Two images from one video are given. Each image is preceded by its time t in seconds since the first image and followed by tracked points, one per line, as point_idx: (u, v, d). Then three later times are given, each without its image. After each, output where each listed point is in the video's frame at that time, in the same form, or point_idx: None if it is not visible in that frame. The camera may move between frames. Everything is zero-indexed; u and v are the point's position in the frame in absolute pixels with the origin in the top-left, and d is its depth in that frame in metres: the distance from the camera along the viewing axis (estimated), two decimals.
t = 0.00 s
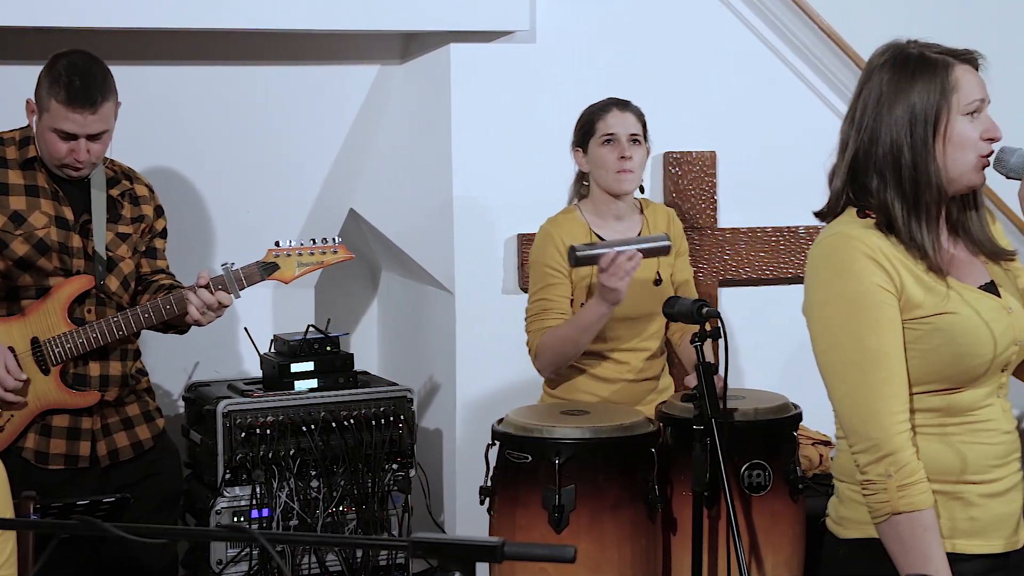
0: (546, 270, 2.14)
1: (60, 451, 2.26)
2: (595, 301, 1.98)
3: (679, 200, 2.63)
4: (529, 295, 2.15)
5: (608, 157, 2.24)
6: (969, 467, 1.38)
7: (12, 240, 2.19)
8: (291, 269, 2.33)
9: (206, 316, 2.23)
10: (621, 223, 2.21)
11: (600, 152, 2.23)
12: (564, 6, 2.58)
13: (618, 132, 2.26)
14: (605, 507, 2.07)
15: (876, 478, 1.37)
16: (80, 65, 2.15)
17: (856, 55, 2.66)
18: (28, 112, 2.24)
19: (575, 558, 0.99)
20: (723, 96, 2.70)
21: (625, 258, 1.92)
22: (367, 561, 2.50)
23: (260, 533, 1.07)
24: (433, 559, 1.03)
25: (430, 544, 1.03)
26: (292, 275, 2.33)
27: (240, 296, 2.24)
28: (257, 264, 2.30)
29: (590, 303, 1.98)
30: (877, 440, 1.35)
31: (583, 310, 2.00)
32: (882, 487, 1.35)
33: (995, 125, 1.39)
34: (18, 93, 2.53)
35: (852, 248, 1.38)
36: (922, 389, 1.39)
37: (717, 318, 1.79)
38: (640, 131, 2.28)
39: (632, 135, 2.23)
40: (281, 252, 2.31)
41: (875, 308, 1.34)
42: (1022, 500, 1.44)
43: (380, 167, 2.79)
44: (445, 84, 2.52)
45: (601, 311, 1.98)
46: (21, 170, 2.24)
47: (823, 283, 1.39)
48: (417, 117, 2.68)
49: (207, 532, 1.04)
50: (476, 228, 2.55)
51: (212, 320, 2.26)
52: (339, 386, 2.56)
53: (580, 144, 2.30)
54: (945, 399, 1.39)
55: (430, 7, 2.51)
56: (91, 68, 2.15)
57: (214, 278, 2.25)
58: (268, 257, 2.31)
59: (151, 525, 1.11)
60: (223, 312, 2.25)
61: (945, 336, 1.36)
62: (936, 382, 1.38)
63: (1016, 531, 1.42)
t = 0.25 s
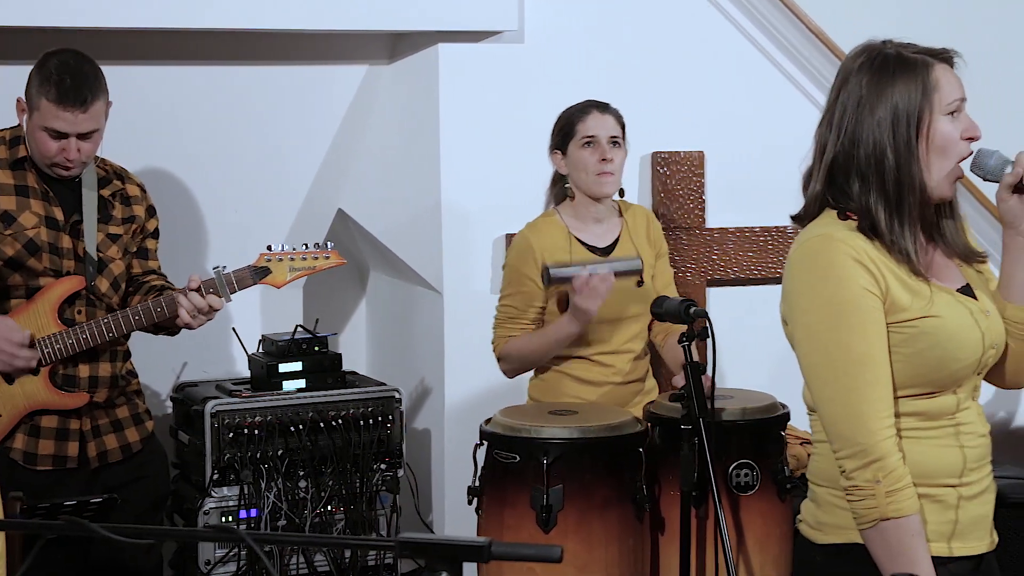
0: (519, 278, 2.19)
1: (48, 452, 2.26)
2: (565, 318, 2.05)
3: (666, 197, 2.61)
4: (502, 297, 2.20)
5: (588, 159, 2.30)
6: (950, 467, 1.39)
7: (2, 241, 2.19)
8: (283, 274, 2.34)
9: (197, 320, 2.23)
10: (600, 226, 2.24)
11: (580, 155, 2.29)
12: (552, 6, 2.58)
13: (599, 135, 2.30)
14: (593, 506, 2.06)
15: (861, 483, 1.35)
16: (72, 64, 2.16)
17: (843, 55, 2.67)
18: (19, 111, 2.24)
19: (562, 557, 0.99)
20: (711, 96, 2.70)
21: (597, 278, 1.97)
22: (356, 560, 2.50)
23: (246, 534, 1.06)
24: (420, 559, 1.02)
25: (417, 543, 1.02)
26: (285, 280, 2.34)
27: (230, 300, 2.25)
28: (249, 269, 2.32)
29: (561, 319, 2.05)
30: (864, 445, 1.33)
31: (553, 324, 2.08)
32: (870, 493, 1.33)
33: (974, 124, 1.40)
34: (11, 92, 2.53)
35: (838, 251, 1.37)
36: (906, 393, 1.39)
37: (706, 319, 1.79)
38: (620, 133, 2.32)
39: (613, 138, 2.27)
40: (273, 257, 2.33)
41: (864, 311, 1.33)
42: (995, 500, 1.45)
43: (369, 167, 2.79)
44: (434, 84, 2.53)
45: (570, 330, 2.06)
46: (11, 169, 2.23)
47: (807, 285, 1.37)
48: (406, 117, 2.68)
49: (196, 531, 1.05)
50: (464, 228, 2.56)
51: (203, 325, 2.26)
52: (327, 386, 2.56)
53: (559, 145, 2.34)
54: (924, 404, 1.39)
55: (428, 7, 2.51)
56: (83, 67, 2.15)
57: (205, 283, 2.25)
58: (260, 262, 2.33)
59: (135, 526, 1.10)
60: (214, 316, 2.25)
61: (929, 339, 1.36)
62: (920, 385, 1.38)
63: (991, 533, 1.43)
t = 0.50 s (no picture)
0: (501, 284, 2.18)
1: (40, 454, 2.25)
2: (544, 308, 2.05)
3: (655, 199, 2.62)
4: (483, 306, 2.20)
5: (569, 162, 2.28)
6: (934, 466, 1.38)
7: None
8: (278, 282, 2.34)
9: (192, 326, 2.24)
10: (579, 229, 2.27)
11: (560, 158, 2.27)
12: (541, 6, 2.58)
13: (580, 138, 2.28)
14: (581, 506, 2.05)
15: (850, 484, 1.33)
16: (68, 66, 2.16)
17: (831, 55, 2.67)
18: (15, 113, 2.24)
19: (548, 557, 0.99)
20: (700, 96, 2.71)
21: (571, 257, 1.97)
22: (344, 561, 2.50)
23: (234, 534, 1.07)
24: (406, 559, 1.03)
25: (403, 543, 1.02)
26: (280, 288, 2.34)
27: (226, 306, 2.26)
28: (243, 275, 2.31)
29: (540, 309, 2.05)
30: (858, 446, 1.31)
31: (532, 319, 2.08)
32: (863, 495, 1.32)
33: (958, 121, 1.41)
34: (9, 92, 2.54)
35: (829, 249, 1.35)
36: (895, 390, 1.37)
37: (693, 320, 1.78)
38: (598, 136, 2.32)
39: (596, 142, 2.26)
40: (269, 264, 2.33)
41: (856, 309, 1.31)
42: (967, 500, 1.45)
43: (358, 168, 2.79)
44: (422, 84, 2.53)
45: (551, 319, 2.05)
46: (6, 171, 2.23)
47: (796, 283, 1.35)
48: (395, 117, 2.68)
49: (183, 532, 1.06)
50: (453, 229, 2.56)
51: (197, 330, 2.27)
52: (315, 386, 2.56)
53: (537, 147, 2.32)
54: (916, 400, 1.38)
55: (429, 7, 2.51)
56: (80, 71, 2.15)
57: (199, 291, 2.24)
58: (256, 270, 2.32)
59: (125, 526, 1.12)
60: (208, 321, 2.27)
61: (917, 336, 1.35)
62: (909, 384, 1.37)
63: (966, 527, 1.45)
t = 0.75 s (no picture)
0: (490, 274, 2.16)
1: (37, 456, 2.24)
2: (547, 304, 2.06)
3: (642, 199, 2.63)
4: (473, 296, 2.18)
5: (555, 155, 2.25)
6: (915, 465, 1.38)
7: None
8: (277, 283, 2.34)
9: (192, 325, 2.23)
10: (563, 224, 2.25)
11: (548, 151, 2.24)
12: (529, 7, 2.58)
13: (567, 132, 2.26)
14: (568, 507, 2.05)
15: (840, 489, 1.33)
16: (68, 68, 2.16)
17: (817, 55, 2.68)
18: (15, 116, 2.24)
19: (533, 558, 0.99)
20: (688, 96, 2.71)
21: (579, 258, 2.02)
22: (331, 561, 2.50)
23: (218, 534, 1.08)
24: (390, 560, 1.03)
25: (387, 544, 1.03)
26: (279, 289, 2.34)
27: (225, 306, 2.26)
28: (243, 277, 2.29)
29: (543, 306, 2.05)
30: (847, 450, 1.30)
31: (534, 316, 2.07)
32: (851, 498, 1.31)
33: (938, 122, 1.41)
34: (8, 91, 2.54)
35: (818, 250, 1.33)
36: (883, 391, 1.37)
37: (678, 318, 1.79)
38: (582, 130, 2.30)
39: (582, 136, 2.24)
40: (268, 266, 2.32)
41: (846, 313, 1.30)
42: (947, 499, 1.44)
43: (346, 167, 2.79)
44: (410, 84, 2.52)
45: (553, 317, 2.06)
46: (6, 172, 2.23)
47: (789, 283, 1.33)
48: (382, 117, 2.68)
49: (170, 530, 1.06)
50: (440, 228, 2.56)
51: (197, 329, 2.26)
52: (303, 386, 2.56)
53: (522, 142, 2.29)
54: (901, 401, 1.38)
55: (429, 7, 2.51)
56: (78, 75, 2.14)
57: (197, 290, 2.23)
58: (256, 272, 2.32)
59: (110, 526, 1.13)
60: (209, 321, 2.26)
61: (905, 339, 1.35)
62: (896, 385, 1.37)
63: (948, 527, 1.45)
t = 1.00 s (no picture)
0: (465, 279, 2.17)
1: (42, 458, 2.23)
2: (509, 311, 2.07)
3: (626, 198, 2.63)
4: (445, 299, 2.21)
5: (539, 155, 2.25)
6: (895, 465, 1.38)
7: None
8: (281, 285, 2.34)
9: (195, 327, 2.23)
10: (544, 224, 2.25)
11: (532, 151, 2.24)
12: (515, 7, 2.58)
13: (548, 132, 2.26)
14: (552, 506, 2.04)
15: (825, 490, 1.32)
16: (75, 68, 2.16)
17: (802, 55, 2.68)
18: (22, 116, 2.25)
19: (516, 556, 0.99)
20: (672, 96, 2.72)
21: (540, 267, 2.02)
22: (316, 561, 2.51)
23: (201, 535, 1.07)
24: (374, 559, 1.03)
25: (371, 543, 1.03)
26: (282, 291, 2.34)
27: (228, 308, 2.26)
28: (247, 278, 2.31)
29: (505, 312, 2.07)
30: (833, 451, 1.29)
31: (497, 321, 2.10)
32: (837, 500, 1.30)
33: (921, 123, 1.41)
34: (12, 92, 2.57)
35: (804, 253, 1.33)
36: (867, 391, 1.37)
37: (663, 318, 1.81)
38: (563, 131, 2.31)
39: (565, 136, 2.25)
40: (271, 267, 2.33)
41: (832, 315, 1.29)
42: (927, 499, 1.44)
43: (332, 168, 2.79)
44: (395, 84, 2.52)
45: (514, 323, 2.08)
46: (11, 175, 2.24)
47: (775, 284, 1.32)
48: (368, 118, 2.67)
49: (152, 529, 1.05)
50: (426, 229, 2.56)
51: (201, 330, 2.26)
52: (289, 386, 2.56)
53: (505, 143, 2.29)
54: (880, 402, 1.38)
55: (419, 7, 2.50)
56: (85, 74, 2.15)
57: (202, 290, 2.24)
58: (259, 274, 2.33)
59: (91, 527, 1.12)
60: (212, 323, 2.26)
61: (889, 340, 1.35)
62: (880, 386, 1.37)
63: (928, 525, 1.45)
